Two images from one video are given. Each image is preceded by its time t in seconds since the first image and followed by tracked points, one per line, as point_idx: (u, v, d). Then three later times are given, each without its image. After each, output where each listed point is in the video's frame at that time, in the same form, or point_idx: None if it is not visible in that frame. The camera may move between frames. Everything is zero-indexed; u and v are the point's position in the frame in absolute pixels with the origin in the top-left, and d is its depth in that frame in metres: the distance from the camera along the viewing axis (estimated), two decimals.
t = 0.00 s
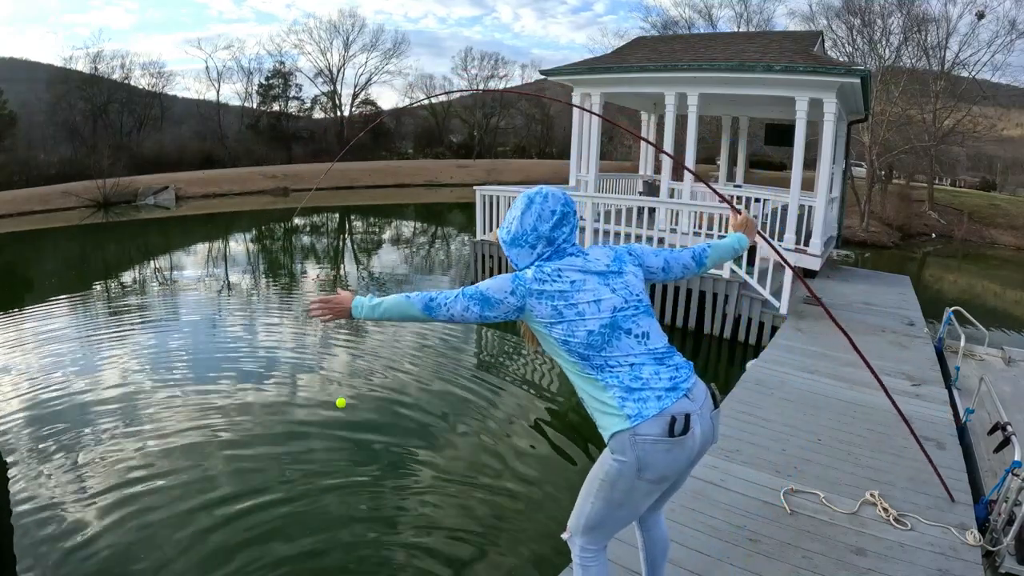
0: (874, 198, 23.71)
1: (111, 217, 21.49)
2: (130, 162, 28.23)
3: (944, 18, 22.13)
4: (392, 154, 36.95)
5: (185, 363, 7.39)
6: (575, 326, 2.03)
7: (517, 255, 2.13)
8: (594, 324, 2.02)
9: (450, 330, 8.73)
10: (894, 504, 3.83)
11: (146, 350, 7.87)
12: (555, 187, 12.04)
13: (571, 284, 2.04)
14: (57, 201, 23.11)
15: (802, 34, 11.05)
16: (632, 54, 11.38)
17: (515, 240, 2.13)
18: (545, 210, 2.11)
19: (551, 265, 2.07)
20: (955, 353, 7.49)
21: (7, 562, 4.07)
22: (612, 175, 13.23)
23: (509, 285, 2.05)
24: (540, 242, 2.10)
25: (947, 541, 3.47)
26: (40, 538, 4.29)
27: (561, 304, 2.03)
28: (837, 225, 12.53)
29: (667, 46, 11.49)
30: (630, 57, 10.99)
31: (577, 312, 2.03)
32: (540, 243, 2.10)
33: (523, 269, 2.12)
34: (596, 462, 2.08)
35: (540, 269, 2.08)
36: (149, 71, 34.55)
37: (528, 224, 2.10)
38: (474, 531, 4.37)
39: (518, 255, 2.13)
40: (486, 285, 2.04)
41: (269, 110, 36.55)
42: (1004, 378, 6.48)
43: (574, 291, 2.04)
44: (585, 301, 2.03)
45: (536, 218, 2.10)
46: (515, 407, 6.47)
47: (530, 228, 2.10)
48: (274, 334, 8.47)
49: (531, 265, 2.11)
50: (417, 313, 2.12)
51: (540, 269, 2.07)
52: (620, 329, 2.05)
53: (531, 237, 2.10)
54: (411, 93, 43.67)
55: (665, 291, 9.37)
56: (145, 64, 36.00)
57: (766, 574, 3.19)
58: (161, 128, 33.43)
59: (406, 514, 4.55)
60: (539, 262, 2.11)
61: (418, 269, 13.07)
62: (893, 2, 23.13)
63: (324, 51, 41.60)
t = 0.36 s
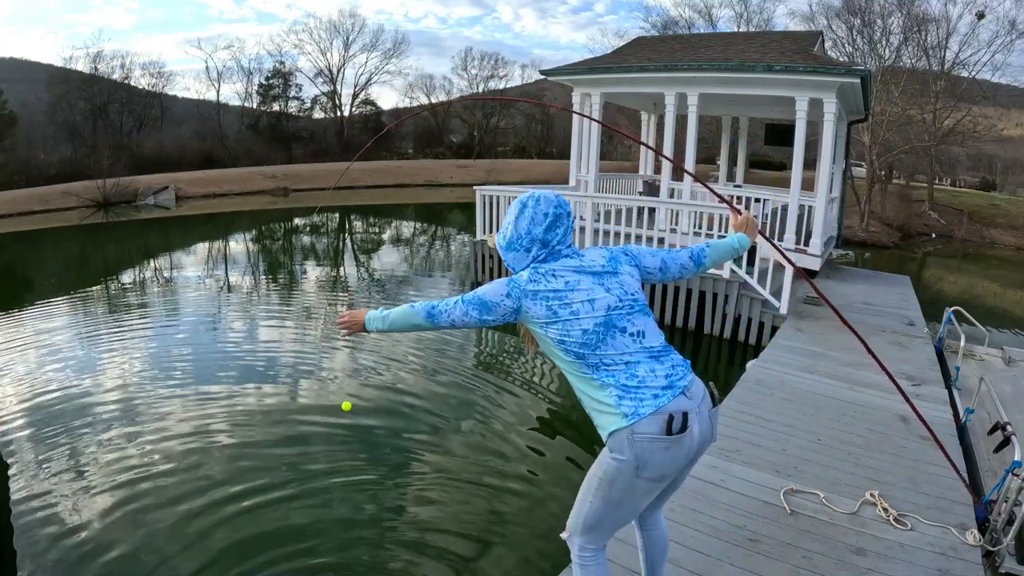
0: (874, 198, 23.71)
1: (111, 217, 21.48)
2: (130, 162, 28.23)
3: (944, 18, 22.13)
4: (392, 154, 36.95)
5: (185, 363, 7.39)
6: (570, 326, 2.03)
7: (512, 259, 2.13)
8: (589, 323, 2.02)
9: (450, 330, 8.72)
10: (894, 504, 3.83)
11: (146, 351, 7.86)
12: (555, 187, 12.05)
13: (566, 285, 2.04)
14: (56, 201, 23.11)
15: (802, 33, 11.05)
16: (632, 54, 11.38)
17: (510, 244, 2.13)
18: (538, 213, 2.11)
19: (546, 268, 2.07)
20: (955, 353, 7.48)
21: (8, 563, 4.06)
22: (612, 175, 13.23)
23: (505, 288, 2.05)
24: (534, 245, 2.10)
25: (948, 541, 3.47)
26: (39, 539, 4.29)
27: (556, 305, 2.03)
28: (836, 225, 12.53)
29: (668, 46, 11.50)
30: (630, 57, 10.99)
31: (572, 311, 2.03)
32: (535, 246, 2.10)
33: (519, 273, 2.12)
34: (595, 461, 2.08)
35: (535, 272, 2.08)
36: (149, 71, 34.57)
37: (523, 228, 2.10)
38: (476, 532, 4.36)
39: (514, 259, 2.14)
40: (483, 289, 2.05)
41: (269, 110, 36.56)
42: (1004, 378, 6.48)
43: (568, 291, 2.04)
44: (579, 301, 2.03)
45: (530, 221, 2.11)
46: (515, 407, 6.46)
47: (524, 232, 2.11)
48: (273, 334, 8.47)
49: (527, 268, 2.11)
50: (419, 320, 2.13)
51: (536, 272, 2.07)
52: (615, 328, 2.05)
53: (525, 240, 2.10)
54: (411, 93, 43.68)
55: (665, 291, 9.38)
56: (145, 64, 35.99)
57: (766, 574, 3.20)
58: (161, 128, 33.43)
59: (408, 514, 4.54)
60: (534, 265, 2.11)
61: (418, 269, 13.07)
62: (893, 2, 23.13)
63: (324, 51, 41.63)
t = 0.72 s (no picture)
0: (875, 198, 23.70)
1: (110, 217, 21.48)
2: (130, 162, 28.24)
3: (943, 18, 22.15)
4: (392, 154, 36.97)
5: (185, 363, 7.38)
6: (572, 324, 2.03)
7: (518, 256, 2.14)
8: (590, 322, 2.02)
9: (450, 330, 8.72)
10: (894, 504, 3.83)
11: (146, 350, 7.86)
12: (555, 187, 12.05)
13: (569, 283, 2.04)
14: (57, 201, 23.13)
15: (802, 34, 11.06)
16: (633, 54, 11.40)
17: (516, 241, 2.13)
18: (543, 211, 2.12)
19: (552, 265, 2.08)
20: (955, 353, 7.48)
21: (7, 563, 4.05)
22: (611, 175, 13.22)
23: (510, 286, 2.06)
24: (539, 242, 2.10)
25: (948, 541, 3.47)
26: (39, 538, 4.28)
27: (559, 302, 2.03)
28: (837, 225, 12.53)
29: (668, 46, 11.51)
30: (630, 58, 11.00)
31: (574, 309, 2.03)
32: (539, 243, 2.10)
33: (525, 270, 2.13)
34: (595, 458, 2.08)
35: (539, 270, 2.08)
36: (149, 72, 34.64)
37: (529, 225, 2.11)
38: (476, 529, 4.35)
39: (519, 256, 2.14)
40: (489, 286, 2.06)
41: (269, 110, 36.57)
42: (1004, 378, 6.47)
43: (572, 289, 2.04)
44: (582, 299, 2.03)
45: (536, 219, 2.11)
46: (516, 407, 6.44)
47: (530, 229, 2.11)
48: (274, 334, 8.47)
49: (532, 265, 2.11)
50: (426, 317, 2.15)
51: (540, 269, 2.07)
52: (616, 327, 2.04)
53: (531, 238, 2.11)
54: (411, 93, 43.75)
55: (666, 292, 9.35)
56: (146, 64, 36.08)
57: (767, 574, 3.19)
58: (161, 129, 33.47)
59: (408, 512, 4.54)
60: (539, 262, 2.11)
61: (418, 269, 13.08)
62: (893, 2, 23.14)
63: (324, 51, 41.70)
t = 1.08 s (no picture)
0: (875, 198, 23.69)
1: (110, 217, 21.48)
2: (130, 162, 28.24)
3: (943, 18, 22.15)
4: (392, 154, 36.97)
5: (186, 363, 7.38)
6: (582, 320, 2.03)
7: (532, 250, 2.15)
8: (599, 319, 2.02)
9: (451, 330, 8.72)
10: (893, 504, 3.84)
11: (146, 350, 7.86)
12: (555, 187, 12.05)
13: (580, 278, 2.05)
14: (56, 201, 23.13)
15: (802, 34, 11.07)
16: (633, 54, 11.40)
17: (531, 234, 2.14)
18: (558, 204, 2.12)
19: (565, 260, 2.08)
20: (955, 353, 7.48)
21: (8, 563, 4.05)
22: (612, 175, 13.22)
23: (522, 278, 2.08)
24: (553, 237, 2.10)
25: (948, 541, 3.47)
26: (40, 538, 4.28)
27: (569, 297, 2.04)
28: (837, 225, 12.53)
29: (668, 46, 11.51)
30: (630, 57, 11.01)
31: (584, 305, 2.03)
32: (553, 238, 2.10)
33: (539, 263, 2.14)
34: (599, 455, 2.08)
35: (551, 264, 2.08)
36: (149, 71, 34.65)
37: (543, 218, 2.12)
38: (477, 530, 4.35)
39: (533, 251, 2.15)
40: (501, 279, 2.08)
41: (269, 110, 36.56)
42: (1005, 378, 6.47)
43: (583, 284, 2.04)
44: (592, 295, 2.03)
45: (550, 213, 2.11)
46: (516, 408, 6.44)
47: (545, 223, 2.12)
48: (274, 334, 8.46)
49: (545, 259, 2.12)
50: (439, 307, 2.18)
51: (553, 263, 2.08)
52: (625, 324, 2.04)
53: (545, 232, 2.11)
54: (411, 93, 43.77)
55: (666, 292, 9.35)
56: (145, 64, 36.11)
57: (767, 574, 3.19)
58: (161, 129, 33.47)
59: (409, 514, 4.53)
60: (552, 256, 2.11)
61: (418, 269, 13.08)
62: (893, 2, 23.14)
63: (324, 51, 41.73)
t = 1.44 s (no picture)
0: (875, 198, 23.69)
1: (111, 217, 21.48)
2: (130, 162, 28.24)
3: (943, 18, 22.15)
4: (392, 154, 36.97)
5: (186, 363, 7.38)
6: (590, 317, 2.03)
7: (541, 247, 2.15)
8: (607, 317, 2.02)
9: (451, 330, 8.72)
10: (893, 504, 3.84)
11: (146, 350, 7.86)
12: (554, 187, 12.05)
13: (589, 275, 2.05)
14: (57, 200, 23.14)
15: (802, 34, 11.07)
16: (633, 54, 11.40)
17: (540, 233, 2.15)
18: (566, 203, 2.13)
19: (575, 256, 2.08)
20: (955, 353, 7.48)
21: (7, 563, 4.04)
22: (612, 175, 13.22)
23: (532, 275, 2.07)
24: (563, 234, 2.11)
25: (948, 541, 3.47)
26: (40, 538, 4.28)
27: (578, 295, 2.04)
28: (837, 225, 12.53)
29: (668, 46, 11.52)
30: (631, 58, 11.01)
31: (592, 302, 2.03)
32: (562, 235, 2.11)
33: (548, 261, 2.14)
34: (604, 452, 2.08)
35: (561, 261, 2.09)
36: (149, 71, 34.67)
37: (553, 217, 2.12)
38: (478, 530, 4.35)
39: (543, 248, 2.15)
40: (511, 276, 2.07)
41: (269, 110, 36.56)
42: (1005, 378, 6.47)
43: (591, 282, 2.04)
44: (601, 293, 2.03)
45: (560, 211, 2.12)
46: (516, 408, 6.43)
47: (554, 222, 2.12)
48: (275, 334, 8.47)
49: (555, 257, 2.12)
50: (447, 305, 2.16)
51: (564, 260, 2.08)
52: (632, 322, 2.04)
53: (554, 230, 2.11)
54: (411, 93, 43.75)
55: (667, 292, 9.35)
56: (145, 64, 36.13)
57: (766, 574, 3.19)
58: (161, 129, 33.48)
59: (409, 514, 4.53)
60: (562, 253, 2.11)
61: (418, 269, 13.09)
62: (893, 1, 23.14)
63: (324, 51, 41.75)
